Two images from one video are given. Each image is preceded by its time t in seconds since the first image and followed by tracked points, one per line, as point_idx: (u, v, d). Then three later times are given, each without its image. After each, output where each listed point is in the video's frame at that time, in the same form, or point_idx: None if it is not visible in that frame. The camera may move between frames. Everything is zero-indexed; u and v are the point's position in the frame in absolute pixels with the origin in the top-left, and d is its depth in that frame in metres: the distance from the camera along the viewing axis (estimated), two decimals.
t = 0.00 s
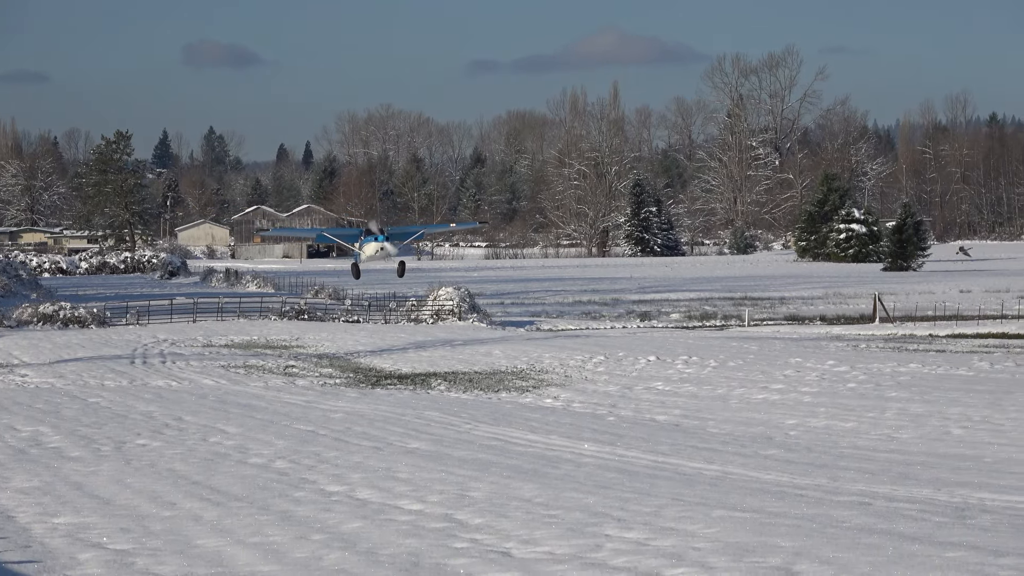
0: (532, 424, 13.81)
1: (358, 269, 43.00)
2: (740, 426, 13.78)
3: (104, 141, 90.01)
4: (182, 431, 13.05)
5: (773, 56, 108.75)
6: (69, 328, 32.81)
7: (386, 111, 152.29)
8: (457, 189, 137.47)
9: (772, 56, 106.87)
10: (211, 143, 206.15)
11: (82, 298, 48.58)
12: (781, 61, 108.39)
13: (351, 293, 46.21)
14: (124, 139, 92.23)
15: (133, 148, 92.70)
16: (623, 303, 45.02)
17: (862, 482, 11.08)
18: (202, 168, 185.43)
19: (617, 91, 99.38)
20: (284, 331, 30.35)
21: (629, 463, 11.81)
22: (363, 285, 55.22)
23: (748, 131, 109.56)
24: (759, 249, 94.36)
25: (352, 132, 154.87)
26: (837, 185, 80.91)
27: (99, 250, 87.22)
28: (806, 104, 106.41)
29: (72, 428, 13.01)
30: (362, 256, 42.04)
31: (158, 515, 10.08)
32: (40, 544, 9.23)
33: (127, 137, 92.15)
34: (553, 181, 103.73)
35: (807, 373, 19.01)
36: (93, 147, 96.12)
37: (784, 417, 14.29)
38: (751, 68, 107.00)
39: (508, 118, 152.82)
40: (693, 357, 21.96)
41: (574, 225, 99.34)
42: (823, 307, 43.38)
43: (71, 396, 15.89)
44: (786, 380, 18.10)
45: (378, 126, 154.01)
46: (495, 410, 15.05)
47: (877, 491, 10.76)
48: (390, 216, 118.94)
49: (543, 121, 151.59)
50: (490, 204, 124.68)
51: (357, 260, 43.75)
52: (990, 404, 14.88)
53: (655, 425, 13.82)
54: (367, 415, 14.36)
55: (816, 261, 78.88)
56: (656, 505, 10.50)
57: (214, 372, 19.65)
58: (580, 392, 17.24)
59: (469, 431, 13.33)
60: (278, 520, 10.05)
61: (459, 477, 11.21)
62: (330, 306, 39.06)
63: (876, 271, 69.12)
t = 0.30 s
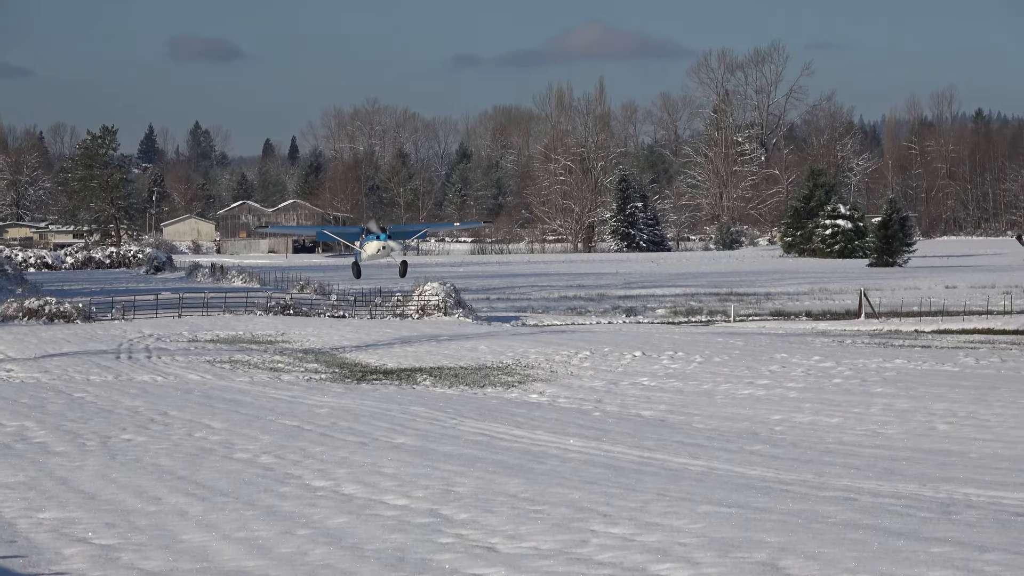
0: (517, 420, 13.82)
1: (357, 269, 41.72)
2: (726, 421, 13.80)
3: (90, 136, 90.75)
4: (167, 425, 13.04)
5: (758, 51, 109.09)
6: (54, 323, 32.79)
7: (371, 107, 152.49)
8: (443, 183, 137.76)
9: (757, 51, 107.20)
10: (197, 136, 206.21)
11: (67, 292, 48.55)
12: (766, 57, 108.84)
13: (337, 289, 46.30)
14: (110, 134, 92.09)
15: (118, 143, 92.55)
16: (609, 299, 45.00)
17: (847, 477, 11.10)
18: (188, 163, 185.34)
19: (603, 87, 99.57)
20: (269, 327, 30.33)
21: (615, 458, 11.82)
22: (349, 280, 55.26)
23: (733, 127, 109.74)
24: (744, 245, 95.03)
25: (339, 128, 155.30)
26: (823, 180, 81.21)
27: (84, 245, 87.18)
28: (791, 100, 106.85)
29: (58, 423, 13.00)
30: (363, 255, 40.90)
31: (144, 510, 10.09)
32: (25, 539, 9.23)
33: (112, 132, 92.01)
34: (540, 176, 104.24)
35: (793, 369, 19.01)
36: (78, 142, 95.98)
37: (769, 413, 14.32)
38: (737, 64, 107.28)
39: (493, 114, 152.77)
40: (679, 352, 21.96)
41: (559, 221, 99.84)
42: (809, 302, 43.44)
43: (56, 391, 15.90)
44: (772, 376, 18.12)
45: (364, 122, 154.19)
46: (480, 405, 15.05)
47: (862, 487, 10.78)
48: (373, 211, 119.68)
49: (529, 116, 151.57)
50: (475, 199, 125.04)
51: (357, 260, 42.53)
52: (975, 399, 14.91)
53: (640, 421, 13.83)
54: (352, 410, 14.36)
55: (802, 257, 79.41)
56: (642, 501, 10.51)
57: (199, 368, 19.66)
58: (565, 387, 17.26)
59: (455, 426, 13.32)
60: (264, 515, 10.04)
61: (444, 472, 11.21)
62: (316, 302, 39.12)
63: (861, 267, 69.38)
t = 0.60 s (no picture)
0: (503, 415, 13.83)
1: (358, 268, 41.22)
2: (711, 417, 13.80)
3: (75, 131, 90.02)
4: (152, 421, 13.02)
5: (743, 47, 109.71)
6: (39, 318, 32.72)
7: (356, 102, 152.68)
8: (428, 179, 137.94)
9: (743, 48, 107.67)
10: (181, 131, 205.80)
11: (52, 287, 48.51)
12: (751, 52, 108.90)
13: (322, 284, 46.44)
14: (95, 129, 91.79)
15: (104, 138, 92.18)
16: (594, 294, 45.04)
17: (832, 473, 11.09)
18: (174, 159, 185.23)
19: (588, 83, 99.98)
20: (254, 322, 30.33)
21: (600, 454, 11.83)
22: (334, 276, 55.35)
23: (719, 123, 109.34)
24: (730, 241, 95.59)
25: (323, 123, 155.59)
26: (807, 176, 81.36)
27: (69, 240, 87.01)
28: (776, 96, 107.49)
29: (43, 418, 12.99)
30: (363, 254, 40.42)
31: (129, 505, 10.09)
32: (9, 535, 9.21)
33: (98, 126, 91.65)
34: (524, 172, 104.27)
35: (778, 364, 19.02)
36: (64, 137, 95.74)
37: (755, 409, 14.32)
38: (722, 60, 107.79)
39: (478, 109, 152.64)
40: (663, 348, 22.00)
41: (545, 217, 100.54)
42: (794, 298, 43.56)
43: (41, 386, 15.90)
44: (757, 371, 18.13)
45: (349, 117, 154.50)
46: (465, 401, 15.07)
47: (846, 483, 10.78)
48: (360, 207, 122.24)
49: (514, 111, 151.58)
50: (461, 194, 125.52)
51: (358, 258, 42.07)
52: (960, 395, 14.93)
53: (626, 416, 13.83)
54: (337, 405, 14.36)
55: (788, 253, 80.37)
56: (627, 496, 10.51)
57: (184, 363, 19.64)
58: (551, 383, 17.29)
59: (440, 421, 13.32)
60: (248, 510, 10.05)
61: (430, 468, 11.21)
62: (301, 296, 39.16)
63: (846, 263, 69.79)
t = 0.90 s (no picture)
0: (488, 411, 13.86)
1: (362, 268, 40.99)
2: (697, 413, 13.83)
3: (61, 127, 89.53)
4: (137, 417, 13.02)
5: (729, 45, 110.35)
6: (23, 314, 32.74)
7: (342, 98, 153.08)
8: (413, 176, 138.14)
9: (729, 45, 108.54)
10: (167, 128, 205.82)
11: (36, 283, 48.64)
12: (735, 50, 111.15)
13: (307, 281, 46.78)
14: (81, 125, 91.75)
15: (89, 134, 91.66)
16: (580, 291, 45.14)
17: (816, 470, 11.11)
18: (158, 154, 185.15)
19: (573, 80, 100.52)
20: (239, 318, 30.39)
21: (585, 450, 11.83)
22: (319, 272, 55.57)
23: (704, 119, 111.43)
24: (715, 237, 95.92)
25: (309, 119, 158.72)
26: (793, 172, 82.89)
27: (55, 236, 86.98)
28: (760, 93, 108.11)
29: (28, 414, 12.98)
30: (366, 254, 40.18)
31: (114, 501, 10.07)
32: None
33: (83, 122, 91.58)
34: (511, 168, 105.85)
35: (763, 361, 19.04)
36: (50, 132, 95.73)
37: (740, 406, 14.36)
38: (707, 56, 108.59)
39: (464, 106, 152.88)
40: (649, 345, 22.03)
41: (530, 213, 100.78)
42: (779, 295, 43.61)
43: (26, 382, 15.90)
44: (742, 368, 18.16)
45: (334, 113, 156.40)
46: (450, 397, 15.08)
47: (832, 480, 10.78)
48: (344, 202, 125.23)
49: (500, 108, 151.94)
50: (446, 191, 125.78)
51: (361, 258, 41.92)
52: (945, 392, 14.97)
53: (611, 413, 13.84)
54: (323, 402, 14.39)
55: (774, 249, 80.87)
56: (612, 493, 10.50)
57: (169, 359, 19.62)
58: (536, 379, 17.31)
59: (425, 418, 13.35)
60: (233, 507, 10.04)
61: (415, 464, 11.22)
62: (286, 293, 39.31)
63: (833, 259, 69.92)
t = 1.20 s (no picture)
0: (474, 410, 13.91)
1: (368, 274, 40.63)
2: (683, 412, 13.87)
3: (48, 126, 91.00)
4: (124, 416, 13.04)
5: (715, 45, 111.37)
6: (9, 313, 32.79)
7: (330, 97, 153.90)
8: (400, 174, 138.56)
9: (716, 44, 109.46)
10: (154, 127, 205.90)
11: (23, 282, 48.84)
12: (722, 50, 111.99)
13: (295, 279, 47.13)
14: (67, 124, 92.53)
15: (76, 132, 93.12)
16: (567, 290, 45.33)
17: (803, 469, 11.11)
18: (144, 153, 185.45)
19: (559, 80, 101.62)
20: (227, 317, 30.47)
21: (572, 449, 11.86)
22: (306, 271, 55.90)
23: (691, 117, 111.70)
24: (702, 236, 96.61)
25: (296, 118, 158.33)
26: (780, 172, 85.06)
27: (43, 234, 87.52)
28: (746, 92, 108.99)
29: (14, 414, 12.98)
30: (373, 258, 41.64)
31: (100, 501, 10.07)
32: None
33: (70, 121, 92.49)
34: (497, 166, 106.76)
35: (750, 361, 19.08)
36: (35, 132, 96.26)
37: (727, 405, 14.40)
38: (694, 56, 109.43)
39: (451, 105, 153.59)
40: (636, 344, 22.09)
41: (517, 211, 101.51)
42: (766, 294, 43.82)
43: (12, 381, 15.89)
44: (729, 367, 18.23)
45: (322, 112, 157.09)
46: (437, 396, 15.11)
47: (819, 479, 10.78)
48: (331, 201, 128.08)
49: (486, 106, 152.72)
50: (432, 189, 126.93)
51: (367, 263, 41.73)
52: (932, 391, 15.02)
53: (598, 412, 13.87)
54: (310, 401, 14.43)
55: (760, 248, 81.68)
56: (598, 492, 10.52)
57: (156, 358, 19.69)
58: (523, 378, 17.36)
59: (412, 417, 13.37)
60: (220, 505, 10.04)
61: (402, 464, 11.24)
62: (273, 292, 39.49)
63: (819, 258, 70.31)
